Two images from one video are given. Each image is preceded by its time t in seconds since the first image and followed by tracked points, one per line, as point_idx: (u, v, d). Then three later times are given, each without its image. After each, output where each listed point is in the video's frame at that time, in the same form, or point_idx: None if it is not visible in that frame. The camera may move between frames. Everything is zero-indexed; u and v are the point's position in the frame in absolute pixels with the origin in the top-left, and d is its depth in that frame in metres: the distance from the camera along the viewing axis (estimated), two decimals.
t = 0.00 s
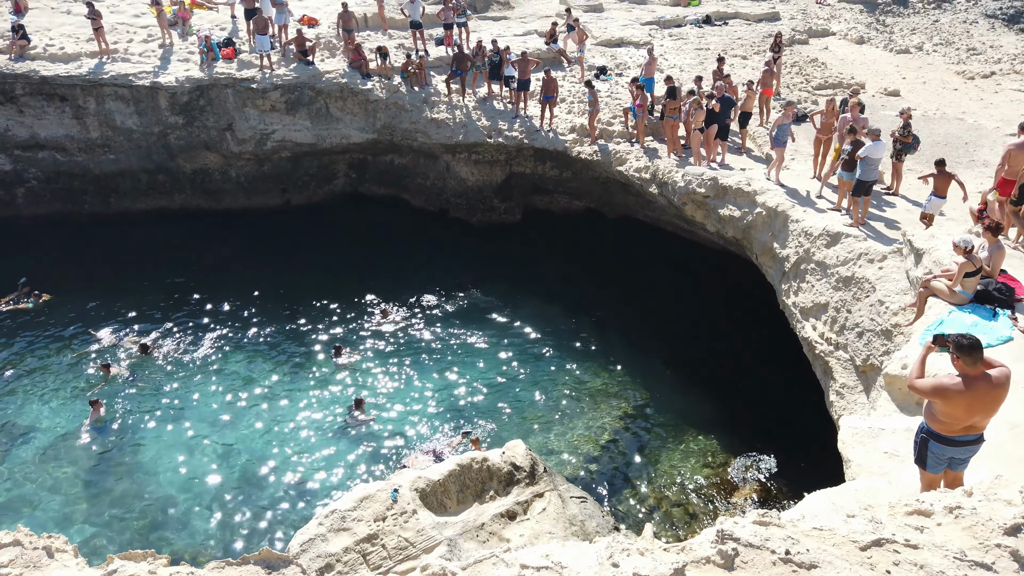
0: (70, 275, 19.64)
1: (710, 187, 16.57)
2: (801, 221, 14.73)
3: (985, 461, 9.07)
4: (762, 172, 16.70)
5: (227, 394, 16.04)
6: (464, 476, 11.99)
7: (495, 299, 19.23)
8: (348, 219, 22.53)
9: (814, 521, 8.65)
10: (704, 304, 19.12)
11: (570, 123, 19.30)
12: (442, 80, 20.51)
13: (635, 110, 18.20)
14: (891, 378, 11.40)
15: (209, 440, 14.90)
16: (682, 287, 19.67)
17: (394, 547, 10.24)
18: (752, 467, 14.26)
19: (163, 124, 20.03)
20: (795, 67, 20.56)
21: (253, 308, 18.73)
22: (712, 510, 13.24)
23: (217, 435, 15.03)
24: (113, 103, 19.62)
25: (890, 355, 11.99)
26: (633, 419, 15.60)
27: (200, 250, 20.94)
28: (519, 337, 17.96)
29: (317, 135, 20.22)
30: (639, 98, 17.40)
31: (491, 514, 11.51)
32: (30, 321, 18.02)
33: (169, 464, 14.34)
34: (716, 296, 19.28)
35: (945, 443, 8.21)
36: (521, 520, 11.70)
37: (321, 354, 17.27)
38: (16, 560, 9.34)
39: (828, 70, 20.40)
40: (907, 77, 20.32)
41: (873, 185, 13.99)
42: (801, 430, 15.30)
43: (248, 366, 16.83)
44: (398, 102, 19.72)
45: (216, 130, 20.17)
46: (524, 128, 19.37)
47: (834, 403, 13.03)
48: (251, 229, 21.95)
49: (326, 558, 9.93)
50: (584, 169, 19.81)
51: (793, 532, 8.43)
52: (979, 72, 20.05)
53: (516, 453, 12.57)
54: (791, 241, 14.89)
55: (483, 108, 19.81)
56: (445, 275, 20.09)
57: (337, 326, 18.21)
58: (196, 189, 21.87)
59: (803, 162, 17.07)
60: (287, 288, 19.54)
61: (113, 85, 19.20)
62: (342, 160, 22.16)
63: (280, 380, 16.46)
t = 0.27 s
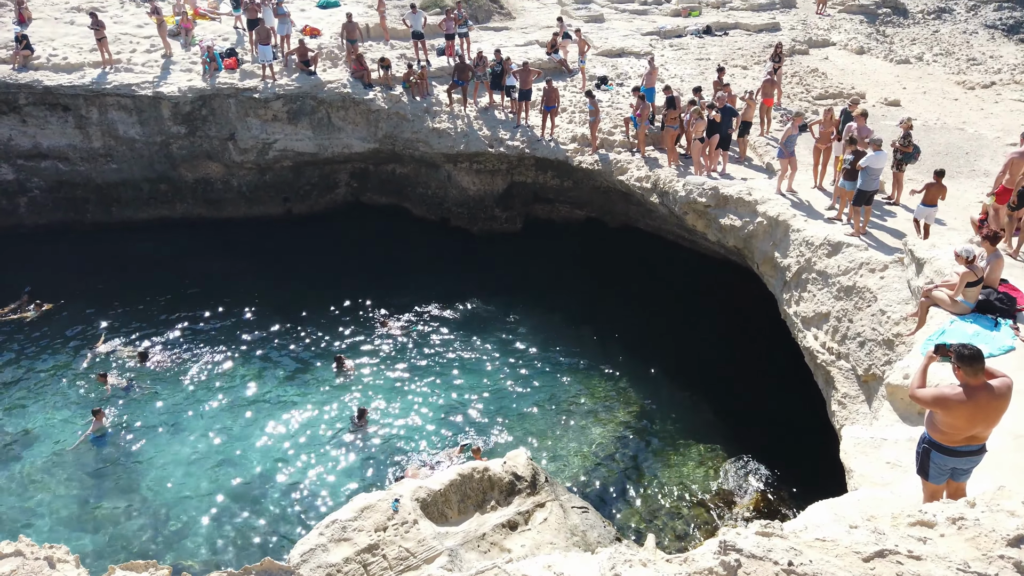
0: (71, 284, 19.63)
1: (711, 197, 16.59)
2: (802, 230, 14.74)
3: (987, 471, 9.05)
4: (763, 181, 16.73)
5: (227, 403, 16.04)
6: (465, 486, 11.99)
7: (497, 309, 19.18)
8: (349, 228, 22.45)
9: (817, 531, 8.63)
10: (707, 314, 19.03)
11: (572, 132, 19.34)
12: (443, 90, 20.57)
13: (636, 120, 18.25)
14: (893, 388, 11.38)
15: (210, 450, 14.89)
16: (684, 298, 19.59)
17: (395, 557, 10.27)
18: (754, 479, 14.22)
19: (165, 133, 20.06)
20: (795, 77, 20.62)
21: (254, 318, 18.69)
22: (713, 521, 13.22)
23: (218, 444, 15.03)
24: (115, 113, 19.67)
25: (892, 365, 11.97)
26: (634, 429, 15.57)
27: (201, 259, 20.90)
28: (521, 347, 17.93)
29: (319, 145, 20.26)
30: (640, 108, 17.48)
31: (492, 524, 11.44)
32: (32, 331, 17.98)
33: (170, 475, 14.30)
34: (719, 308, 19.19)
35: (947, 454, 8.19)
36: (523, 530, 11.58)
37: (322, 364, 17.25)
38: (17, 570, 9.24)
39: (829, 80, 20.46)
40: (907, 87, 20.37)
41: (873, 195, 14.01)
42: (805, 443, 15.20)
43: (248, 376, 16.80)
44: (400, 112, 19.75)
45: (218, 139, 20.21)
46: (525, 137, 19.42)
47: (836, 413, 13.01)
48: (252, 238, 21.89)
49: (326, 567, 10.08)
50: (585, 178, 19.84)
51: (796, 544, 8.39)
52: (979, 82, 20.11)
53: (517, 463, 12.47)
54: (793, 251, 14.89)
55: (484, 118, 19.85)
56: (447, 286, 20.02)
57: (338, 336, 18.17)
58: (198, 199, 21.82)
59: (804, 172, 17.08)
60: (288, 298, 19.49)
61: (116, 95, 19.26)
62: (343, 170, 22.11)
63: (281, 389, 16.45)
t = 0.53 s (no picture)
0: (76, 294, 19.69)
1: (715, 207, 16.59)
2: (807, 241, 14.74)
3: (994, 483, 9.02)
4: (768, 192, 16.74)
5: (232, 413, 16.06)
6: (469, 497, 11.92)
7: (501, 319, 19.16)
8: (353, 239, 22.45)
9: (823, 544, 8.58)
10: (712, 325, 18.98)
11: (576, 143, 19.39)
12: (448, 100, 20.66)
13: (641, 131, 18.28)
14: (898, 399, 11.36)
15: (214, 459, 14.89)
16: (689, 308, 19.53)
17: (399, 567, 10.31)
18: (760, 490, 14.14)
19: (172, 144, 20.15)
20: (800, 88, 20.67)
21: (259, 328, 18.70)
22: (718, 532, 13.19)
23: (222, 453, 15.04)
24: (122, 123, 19.77)
25: (898, 376, 11.94)
26: (638, 439, 15.54)
27: (205, 269, 20.94)
28: (525, 357, 17.92)
29: (324, 155, 20.32)
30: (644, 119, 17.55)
31: (496, 535, 11.39)
32: (38, 340, 18.02)
33: (175, 485, 14.29)
34: (724, 319, 19.13)
35: (954, 466, 8.16)
36: (527, 541, 11.51)
37: (326, 373, 17.26)
38: None
39: (833, 91, 20.51)
40: (912, 98, 20.39)
41: (878, 206, 13.99)
42: (811, 455, 15.10)
43: (253, 386, 16.81)
44: (405, 122, 19.81)
45: (224, 149, 20.28)
46: (530, 147, 19.48)
47: (841, 424, 12.98)
48: (256, 248, 21.92)
49: None
50: (590, 188, 19.86)
51: (802, 556, 8.34)
52: (983, 93, 20.14)
53: (521, 473, 12.41)
54: (798, 261, 14.88)
55: (489, 128, 19.93)
56: (451, 296, 20.01)
57: (342, 346, 18.16)
58: (203, 209, 21.86)
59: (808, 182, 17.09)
60: (292, 308, 19.48)
61: (122, 105, 19.36)
62: (348, 180, 22.11)
63: (285, 399, 16.46)
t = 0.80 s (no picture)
0: (85, 302, 19.78)
1: (723, 217, 16.57)
2: (814, 251, 14.70)
3: (1005, 497, 8.94)
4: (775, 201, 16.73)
5: (239, 421, 16.07)
6: (476, 507, 11.88)
7: (508, 329, 19.15)
8: (361, 248, 22.46)
9: (833, 556, 8.52)
10: (720, 336, 18.93)
11: (583, 153, 19.41)
12: (455, 110, 20.73)
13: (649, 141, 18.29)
14: (907, 411, 11.30)
15: (221, 467, 14.92)
16: (696, 319, 19.49)
17: None
18: (768, 502, 14.08)
19: (181, 153, 20.25)
20: (807, 99, 20.68)
21: (266, 337, 18.73)
22: (725, 543, 13.14)
23: (229, 462, 15.06)
24: (132, 132, 19.89)
25: (907, 387, 11.89)
26: (644, 449, 15.51)
27: (213, 277, 21.00)
28: (532, 366, 17.91)
29: (332, 164, 20.39)
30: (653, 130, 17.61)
31: (502, 546, 11.32)
32: (47, 348, 18.10)
33: (182, 494, 14.31)
34: (731, 330, 19.07)
35: (963, 478, 8.09)
36: (533, 552, 11.43)
37: (333, 382, 17.28)
38: None
39: (840, 102, 20.51)
40: (919, 109, 20.37)
41: (886, 217, 13.94)
42: (820, 467, 15.01)
43: (259, 394, 16.86)
44: (412, 132, 19.89)
45: (232, 159, 20.36)
46: (537, 157, 19.51)
47: (849, 436, 12.91)
48: (264, 257, 21.96)
49: None
50: (596, 198, 19.86)
51: (812, 569, 8.27)
52: (991, 104, 20.10)
53: (528, 483, 12.37)
54: (805, 272, 14.84)
55: (496, 138, 19.99)
56: (458, 305, 20.02)
57: (349, 356, 18.17)
58: (211, 218, 21.93)
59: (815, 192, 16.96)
60: (298, 317, 19.52)
61: (132, 115, 19.48)
62: (355, 189, 22.14)
63: (292, 407, 16.48)
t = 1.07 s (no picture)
0: (97, 308, 19.89)
1: (733, 227, 16.53)
2: (826, 262, 14.63)
3: (1020, 511, 8.86)
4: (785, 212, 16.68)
5: (249, 429, 16.11)
6: (485, 517, 11.85)
7: (518, 338, 19.14)
8: (371, 257, 22.51)
9: (845, 570, 8.46)
10: (730, 347, 18.86)
11: (593, 162, 19.43)
12: (466, 119, 20.81)
13: (659, 151, 18.29)
14: (920, 423, 11.22)
15: (230, 475, 14.96)
16: (707, 330, 19.42)
17: None
18: (780, 514, 13.99)
19: (194, 161, 20.38)
20: (818, 109, 20.65)
21: (276, 345, 18.78)
22: (736, 555, 13.05)
23: (238, 469, 15.09)
24: (146, 141, 20.06)
25: (919, 399, 11.81)
26: (653, 459, 15.44)
27: (224, 285, 21.09)
28: (542, 376, 17.88)
29: (343, 173, 20.46)
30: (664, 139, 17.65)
31: (511, 556, 11.26)
32: (60, 355, 18.21)
33: (192, 501, 14.35)
34: (742, 340, 19.00)
35: (977, 491, 8.01)
36: (541, 563, 11.32)
37: (343, 390, 17.30)
38: None
39: (852, 112, 20.48)
40: (931, 119, 20.30)
41: (898, 227, 13.86)
42: (832, 479, 14.91)
43: (269, 401, 16.90)
44: (423, 141, 19.97)
45: (245, 167, 20.48)
46: (547, 166, 19.55)
47: (861, 448, 12.83)
48: (275, 265, 22.04)
49: None
50: (607, 208, 19.85)
51: None
52: (1005, 115, 20.01)
53: (537, 493, 12.33)
54: (817, 282, 14.77)
55: (506, 148, 20.05)
56: (468, 314, 20.03)
57: (359, 364, 18.19)
58: (223, 226, 22.04)
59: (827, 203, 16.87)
60: (309, 325, 19.57)
61: (146, 123, 19.65)
62: (366, 198, 22.21)
63: (301, 415, 16.51)
